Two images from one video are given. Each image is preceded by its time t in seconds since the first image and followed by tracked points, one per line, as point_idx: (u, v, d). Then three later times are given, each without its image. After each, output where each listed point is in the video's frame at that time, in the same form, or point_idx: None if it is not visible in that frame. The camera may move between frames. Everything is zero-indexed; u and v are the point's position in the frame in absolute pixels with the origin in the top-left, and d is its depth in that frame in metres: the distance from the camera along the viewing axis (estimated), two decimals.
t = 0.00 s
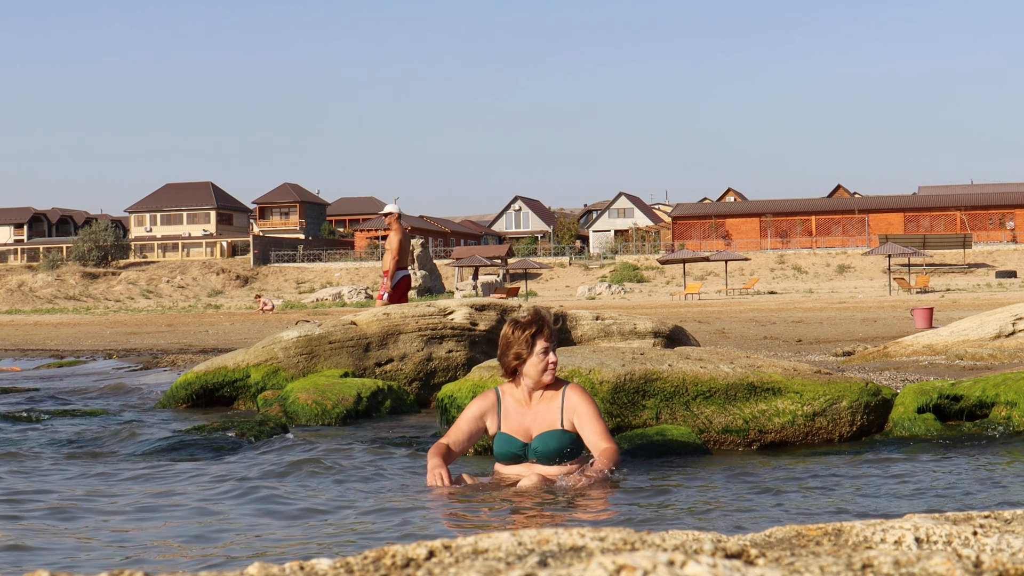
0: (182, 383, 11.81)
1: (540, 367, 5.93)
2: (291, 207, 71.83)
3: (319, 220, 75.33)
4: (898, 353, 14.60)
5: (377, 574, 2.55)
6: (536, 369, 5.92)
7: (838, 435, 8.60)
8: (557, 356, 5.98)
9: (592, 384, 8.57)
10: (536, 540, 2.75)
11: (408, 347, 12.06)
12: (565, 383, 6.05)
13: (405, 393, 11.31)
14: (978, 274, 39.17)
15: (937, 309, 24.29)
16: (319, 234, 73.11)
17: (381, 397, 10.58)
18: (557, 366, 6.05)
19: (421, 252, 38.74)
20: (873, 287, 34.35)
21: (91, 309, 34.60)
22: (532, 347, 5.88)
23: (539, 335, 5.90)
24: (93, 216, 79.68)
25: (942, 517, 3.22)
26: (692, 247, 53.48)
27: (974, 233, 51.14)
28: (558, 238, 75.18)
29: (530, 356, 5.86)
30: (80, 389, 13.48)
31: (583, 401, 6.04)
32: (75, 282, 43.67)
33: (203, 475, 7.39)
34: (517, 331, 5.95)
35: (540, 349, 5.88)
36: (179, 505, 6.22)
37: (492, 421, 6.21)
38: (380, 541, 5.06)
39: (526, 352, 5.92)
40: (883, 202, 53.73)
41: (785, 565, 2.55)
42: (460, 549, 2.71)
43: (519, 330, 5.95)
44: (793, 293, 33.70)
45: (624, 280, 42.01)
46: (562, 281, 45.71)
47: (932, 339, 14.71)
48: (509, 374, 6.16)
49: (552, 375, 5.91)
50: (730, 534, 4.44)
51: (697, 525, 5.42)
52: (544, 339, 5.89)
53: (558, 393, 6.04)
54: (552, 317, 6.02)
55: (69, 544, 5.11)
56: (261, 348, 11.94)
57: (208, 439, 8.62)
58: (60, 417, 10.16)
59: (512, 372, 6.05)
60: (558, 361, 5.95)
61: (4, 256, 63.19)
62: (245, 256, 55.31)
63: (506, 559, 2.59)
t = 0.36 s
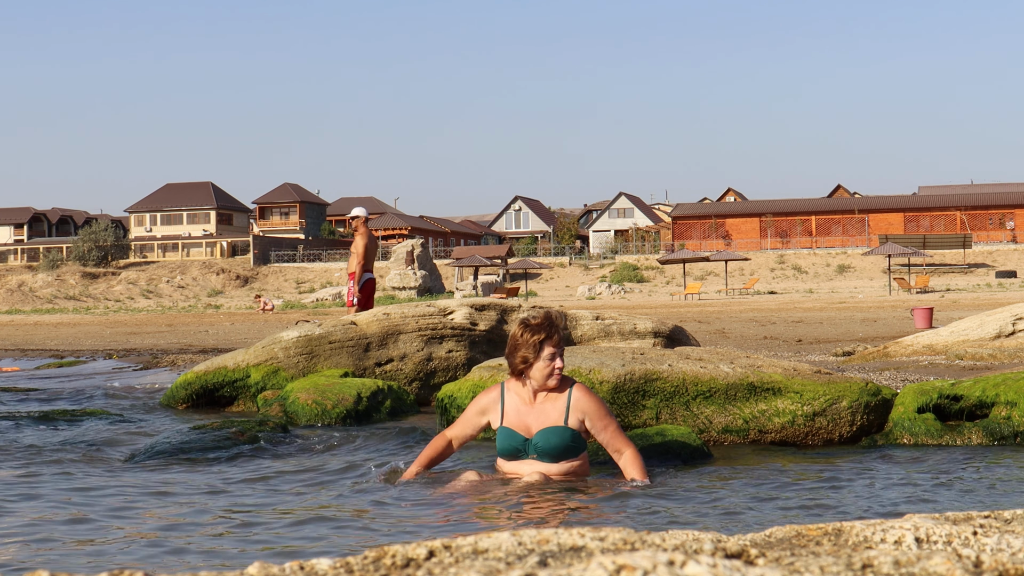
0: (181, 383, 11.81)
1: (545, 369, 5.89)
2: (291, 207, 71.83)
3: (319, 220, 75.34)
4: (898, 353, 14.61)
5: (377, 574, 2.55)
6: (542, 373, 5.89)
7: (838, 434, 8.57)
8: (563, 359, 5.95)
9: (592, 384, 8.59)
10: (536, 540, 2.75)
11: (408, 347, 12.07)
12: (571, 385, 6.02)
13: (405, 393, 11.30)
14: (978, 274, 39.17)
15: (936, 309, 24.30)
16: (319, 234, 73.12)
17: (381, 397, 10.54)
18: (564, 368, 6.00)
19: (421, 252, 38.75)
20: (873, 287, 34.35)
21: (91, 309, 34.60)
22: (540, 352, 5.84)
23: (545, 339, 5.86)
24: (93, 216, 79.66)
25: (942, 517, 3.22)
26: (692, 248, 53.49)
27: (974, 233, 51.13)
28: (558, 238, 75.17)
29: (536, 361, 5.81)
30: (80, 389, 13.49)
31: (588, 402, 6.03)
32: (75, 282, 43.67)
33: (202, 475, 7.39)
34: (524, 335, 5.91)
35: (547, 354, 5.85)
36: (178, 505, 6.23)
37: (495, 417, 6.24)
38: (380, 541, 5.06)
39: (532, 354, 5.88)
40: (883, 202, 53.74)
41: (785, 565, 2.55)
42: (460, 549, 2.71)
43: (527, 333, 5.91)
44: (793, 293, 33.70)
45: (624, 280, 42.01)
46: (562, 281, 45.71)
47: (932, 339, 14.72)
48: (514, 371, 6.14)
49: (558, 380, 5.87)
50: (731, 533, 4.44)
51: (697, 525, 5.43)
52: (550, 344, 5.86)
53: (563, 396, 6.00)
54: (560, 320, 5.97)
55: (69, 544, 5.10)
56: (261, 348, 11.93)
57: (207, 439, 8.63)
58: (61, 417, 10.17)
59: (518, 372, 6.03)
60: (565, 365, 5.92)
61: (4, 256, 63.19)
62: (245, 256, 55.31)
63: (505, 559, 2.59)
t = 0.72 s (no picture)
0: (181, 383, 11.77)
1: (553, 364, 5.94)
2: (291, 207, 71.82)
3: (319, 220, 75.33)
4: (898, 353, 14.61)
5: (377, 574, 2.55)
6: (548, 371, 5.94)
7: (838, 434, 8.55)
8: (571, 358, 6.01)
9: (592, 384, 8.60)
10: (536, 540, 2.75)
11: (408, 347, 12.07)
12: (578, 385, 6.05)
13: (405, 393, 11.28)
14: (977, 274, 39.17)
15: (936, 309, 24.31)
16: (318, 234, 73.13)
17: (381, 397, 10.51)
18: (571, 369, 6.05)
19: (422, 252, 38.74)
20: (873, 287, 34.36)
21: (91, 309, 34.58)
22: (546, 349, 5.92)
23: (554, 335, 5.94)
24: (93, 216, 79.66)
25: (941, 517, 3.22)
26: (692, 248, 53.50)
27: (974, 233, 51.14)
28: (558, 238, 75.18)
29: (542, 356, 5.87)
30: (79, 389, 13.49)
31: (595, 404, 6.05)
32: (75, 282, 43.67)
33: (202, 475, 7.39)
34: (533, 332, 6.00)
35: (554, 351, 5.92)
36: (178, 505, 6.23)
37: (501, 415, 6.23)
38: (380, 541, 5.05)
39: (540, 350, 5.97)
40: (884, 202, 53.74)
41: (785, 566, 2.55)
42: (460, 549, 2.71)
43: (536, 332, 6.00)
44: (793, 293, 33.70)
45: (625, 280, 42.02)
46: (562, 281, 45.71)
47: (932, 339, 14.71)
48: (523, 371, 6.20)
49: (565, 377, 5.90)
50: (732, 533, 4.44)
51: (698, 525, 5.43)
52: (558, 342, 5.93)
53: (570, 396, 6.03)
54: (569, 322, 6.07)
55: (70, 544, 5.11)
56: (261, 348, 11.92)
57: (208, 438, 8.63)
58: (61, 417, 10.16)
59: (526, 369, 6.09)
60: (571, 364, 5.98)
61: (4, 256, 63.13)
62: (245, 256, 55.31)
63: (505, 559, 2.59)
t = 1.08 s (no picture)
0: (181, 383, 11.77)
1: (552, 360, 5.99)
2: (291, 207, 71.82)
3: (319, 220, 75.32)
4: (898, 353, 14.60)
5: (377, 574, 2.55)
6: (546, 367, 5.99)
7: (838, 434, 8.56)
8: (571, 356, 6.06)
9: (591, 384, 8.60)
10: (535, 540, 2.75)
11: (408, 347, 12.07)
12: (578, 382, 6.07)
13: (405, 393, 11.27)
14: (978, 274, 39.17)
15: (936, 309, 24.30)
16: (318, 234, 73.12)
17: (381, 397, 10.50)
18: (570, 367, 6.08)
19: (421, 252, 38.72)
20: (873, 287, 34.36)
21: (91, 309, 34.57)
22: (543, 345, 5.98)
23: (553, 332, 6.00)
24: (93, 216, 79.62)
25: (942, 517, 3.22)
26: (692, 248, 53.51)
27: (974, 233, 51.14)
28: (558, 238, 75.15)
29: (539, 352, 5.95)
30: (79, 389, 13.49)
31: (595, 401, 6.07)
32: (75, 282, 43.65)
33: (202, 475, 7.38)
34: (531, 330, 6.09)
35: (551, 347, 5.98)
36: (177, 504, 6.23)
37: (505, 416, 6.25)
38: (381, 541, 5.05)
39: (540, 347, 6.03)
40: (884, 202, 53.73)
41: (785, 565, 2.54)
42: (460, 548, 2.71)
43: (533, 329, 6.08)
44: (793, 293, 33.69)
45: (624, 280, 42.01)
46: (562, 281, 45.71)
47: (932, 339, 14.70)
48: (525, 370, 6.25)
49: (563, 374, 5.95)
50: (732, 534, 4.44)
51: (698, 525, 5.43)
52: (556, 338, 5.99)
53: (570, 393, 6.05)
54: (567, 321, 6.12)
55: (70, 544, 5.12)
56: (260, 348, 11.91)
57: (207, 438, 8.63)
58: (61, 417, 10.16)
59: (527, 368, 6.14)
60: (570, 362, 6.02)
61: (4, 256, 63.12)
62: (245, 256, 55.31)
63: (505, 559, 2.60)
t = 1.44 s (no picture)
0: (181, 383, 11.77)
1: (555, 360, 6.02)
2: (291, 207, 71.83)
3: (320, 221, 75.43)
4: (898, 353, 14.60)
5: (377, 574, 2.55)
6: (549, 366, 6.03)
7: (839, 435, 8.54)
8: (574, 357, 6.09)
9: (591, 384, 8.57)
10: (536, 540, 2.75)
11: (408, 347, 12.08)
12: (582, 381, 6.09)
13: (405, 393, 11.27)
14: (978, 274, 39.17)
15: (936, 309, 24.31)
16: (318, 234, 73.14)
17: (381, 397, 10.49)
18: (575, 366, 6.10)
19: (422, 252, 38.70)
20: (873, 287, 34.35)
21: (91, 309, 34.55)
22: (545, 344, 6.03)
23: (556, 333, 6.02)
24: (93, 216, 79.62)
25: (942, 518, 3.22)
26: (692, 248, 53.50)
27: (974, 233, 51.14)
28: (558, 238, 75.13)
29: (541, 351, 6.01)
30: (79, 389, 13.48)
31: (598, 398, 6.06)
32: (75, 282, 43.66)
33: (202, 474, 7.39)
34: (534, 330, 6.15)
35: (553, 346, 6.01)
36: (177, 504, 6.22)
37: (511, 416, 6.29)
38: (379, 541, 5.04)
39: (543, 346, 6.07)
40: (884, 202, 53.74)
41: (785, 566, 2.55)
42: (461, 548, 2.71)
43: (536, 330, 6.14)
44: (793, 293, 33.70)
45: (625, 280, 42.01)
46: (562, 281, 45.71)
47: (932, 339, 14.69)
48: (533, 370, 6.30)
49: (565, 373, 5.97)
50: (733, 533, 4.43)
51: (699, 525, 5.42)
52: (558, 339, 6.02)
53: (573, 391, 6.06)
54: (572, 322, 6.15)
55: (69, 544, 5.11)
56: (261, 348, 11.92)
57: (207, 439, 8.63)
58: (61, 417, 10.16)
59: (532, 368, 6.20)
60: (572, 361, 6.04)
61: (4, 256, 63.13)
62: (245, 256, 55.28)
63: (505, 559, 2.59)
